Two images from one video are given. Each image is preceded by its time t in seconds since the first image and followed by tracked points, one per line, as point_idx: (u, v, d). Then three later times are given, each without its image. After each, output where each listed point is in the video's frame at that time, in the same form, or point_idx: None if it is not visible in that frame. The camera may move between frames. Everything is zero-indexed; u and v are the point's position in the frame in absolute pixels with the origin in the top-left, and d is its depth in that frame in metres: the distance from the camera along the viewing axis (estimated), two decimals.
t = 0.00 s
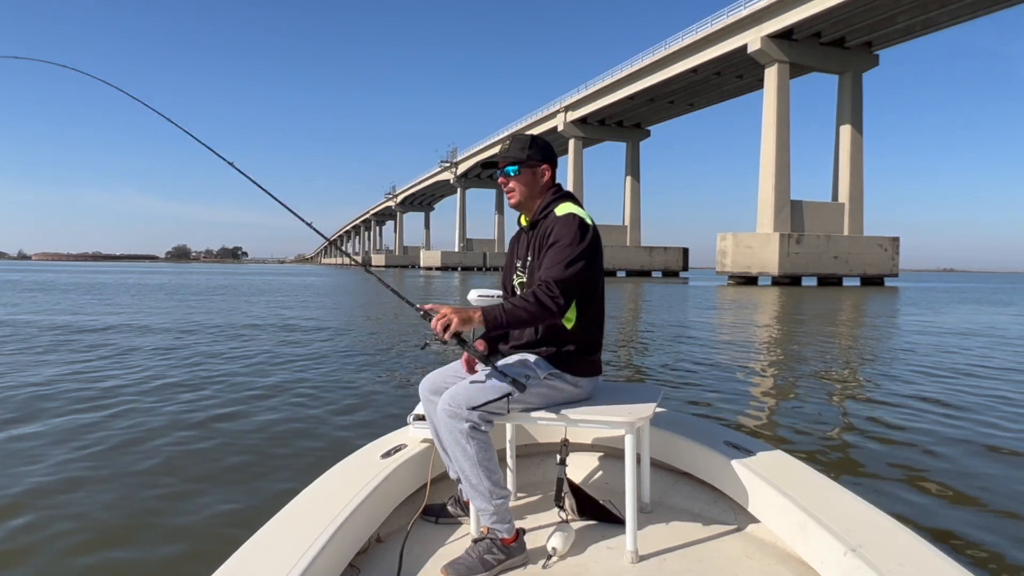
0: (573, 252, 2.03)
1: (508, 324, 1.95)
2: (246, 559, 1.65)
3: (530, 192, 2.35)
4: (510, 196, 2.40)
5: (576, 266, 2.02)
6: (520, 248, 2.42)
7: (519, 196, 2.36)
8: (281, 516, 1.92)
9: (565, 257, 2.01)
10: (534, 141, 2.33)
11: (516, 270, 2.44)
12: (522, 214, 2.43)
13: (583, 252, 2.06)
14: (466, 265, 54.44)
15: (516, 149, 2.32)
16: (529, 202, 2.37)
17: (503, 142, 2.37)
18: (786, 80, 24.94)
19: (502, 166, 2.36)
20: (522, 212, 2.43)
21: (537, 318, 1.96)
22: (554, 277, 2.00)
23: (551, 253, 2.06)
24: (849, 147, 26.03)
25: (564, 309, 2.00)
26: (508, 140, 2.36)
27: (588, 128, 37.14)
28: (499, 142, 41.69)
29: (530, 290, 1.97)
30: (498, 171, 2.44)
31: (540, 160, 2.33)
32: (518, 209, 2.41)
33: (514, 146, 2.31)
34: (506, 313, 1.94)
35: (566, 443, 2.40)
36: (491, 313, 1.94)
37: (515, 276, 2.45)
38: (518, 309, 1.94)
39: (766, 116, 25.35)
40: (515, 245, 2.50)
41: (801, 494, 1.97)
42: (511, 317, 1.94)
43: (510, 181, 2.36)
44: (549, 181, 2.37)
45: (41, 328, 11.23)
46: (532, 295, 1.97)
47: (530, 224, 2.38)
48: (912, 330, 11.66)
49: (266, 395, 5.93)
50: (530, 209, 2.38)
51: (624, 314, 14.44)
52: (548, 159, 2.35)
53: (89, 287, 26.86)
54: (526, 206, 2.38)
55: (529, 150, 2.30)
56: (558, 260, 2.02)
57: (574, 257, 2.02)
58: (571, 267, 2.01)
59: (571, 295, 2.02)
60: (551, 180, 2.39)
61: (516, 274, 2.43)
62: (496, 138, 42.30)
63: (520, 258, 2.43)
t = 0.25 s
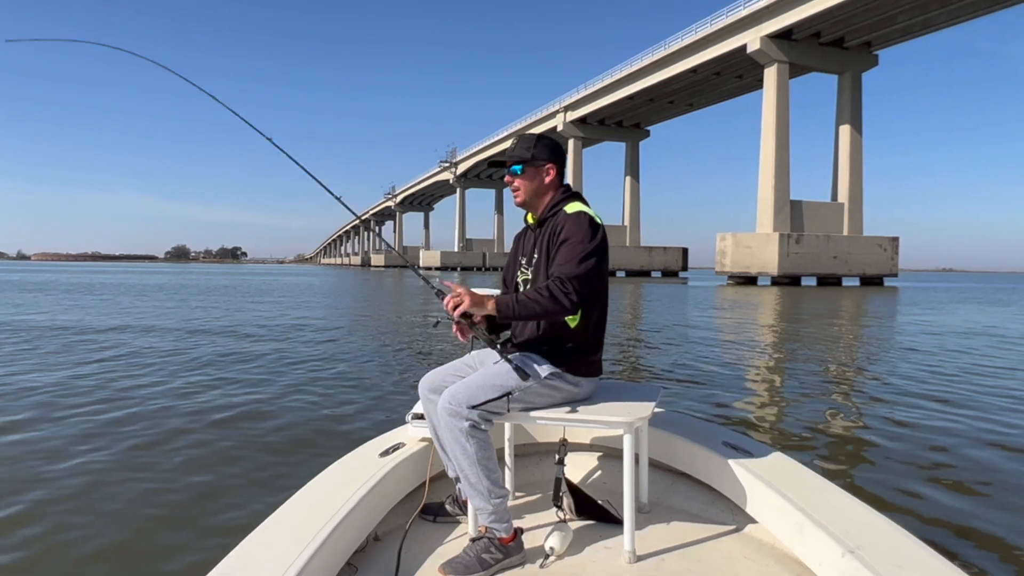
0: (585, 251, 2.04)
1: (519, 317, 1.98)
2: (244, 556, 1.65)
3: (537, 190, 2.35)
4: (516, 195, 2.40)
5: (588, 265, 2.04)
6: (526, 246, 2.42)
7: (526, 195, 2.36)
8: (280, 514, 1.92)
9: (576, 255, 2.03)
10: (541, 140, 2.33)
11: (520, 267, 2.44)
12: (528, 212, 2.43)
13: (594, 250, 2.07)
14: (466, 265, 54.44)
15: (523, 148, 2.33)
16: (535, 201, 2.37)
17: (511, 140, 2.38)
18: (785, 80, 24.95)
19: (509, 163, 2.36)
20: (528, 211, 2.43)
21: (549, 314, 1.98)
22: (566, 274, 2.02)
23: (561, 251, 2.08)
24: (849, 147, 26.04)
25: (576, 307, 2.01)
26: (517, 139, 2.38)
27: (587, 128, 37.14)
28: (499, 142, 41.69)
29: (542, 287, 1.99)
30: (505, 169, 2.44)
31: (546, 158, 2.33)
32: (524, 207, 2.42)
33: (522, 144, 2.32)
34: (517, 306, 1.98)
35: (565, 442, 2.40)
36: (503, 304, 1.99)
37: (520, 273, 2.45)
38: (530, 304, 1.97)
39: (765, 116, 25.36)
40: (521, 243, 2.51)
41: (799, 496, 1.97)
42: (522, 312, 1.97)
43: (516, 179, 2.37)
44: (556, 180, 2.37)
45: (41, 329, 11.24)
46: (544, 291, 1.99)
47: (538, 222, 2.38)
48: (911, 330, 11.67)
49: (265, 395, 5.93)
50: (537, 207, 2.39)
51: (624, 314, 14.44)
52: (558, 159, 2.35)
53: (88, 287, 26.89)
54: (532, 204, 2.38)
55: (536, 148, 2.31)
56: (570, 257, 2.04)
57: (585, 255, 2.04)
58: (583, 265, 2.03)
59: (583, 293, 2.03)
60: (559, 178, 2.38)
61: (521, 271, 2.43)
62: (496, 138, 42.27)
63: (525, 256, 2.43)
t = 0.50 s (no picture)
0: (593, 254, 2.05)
1: (539, 327, 1.99)
2: (239, 552, 1.65)
3: (545, 190, 2.36)
4: (525, 195, 2.41)
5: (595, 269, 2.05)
6: (530, 244, 2.43)
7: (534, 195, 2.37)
8: (275, 510, 1.92)
9: (588, 260, 2.04)
10: (551, 141, 2.35)
11: (523, 264, 2.44)
12: (534, 211, 2.44)
13: (605, 254, 2.10)
14: (465, 266, 54.40)
15: (535, 150, 2.37)
16: (542, 200, 2.37)
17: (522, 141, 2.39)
18: (784, 80, 24.98)
19: (524, 165, 2.39)
20: (534, 210, 2.44)
21: (566, 321, 2.00)
22: (580, 280, 2.03)
23: (572, 254, 2.08)
24: (848, 147, 26.06)
25: (592, 313, 2.04)
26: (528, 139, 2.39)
27: (586, 128, 37.15)
28: (498, 142, 41.68)
29: (559, 293, 2.00)
30: (517, 169, 2.46)
31: (555, 159, 2.34)
32: (531, 206, 2.43)
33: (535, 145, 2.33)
34: (538, 315, 1.98)
35: (562, 442, 2.40)
36: (523, 314, 1.98)
37: (522, 271, 2.45)
38: (548, 311, 1.98)
39: (764, 116, 25.39)
40: (525, 241, 2.51)
41: (794, 499, 1.97)
42: (541, 320, 1.98)
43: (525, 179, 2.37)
44: (563, 181, 2.38)
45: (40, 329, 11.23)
46: (561, 298, 2.00)
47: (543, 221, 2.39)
48: (910, 330, 11.68)
49: (263, 395, 5.93)
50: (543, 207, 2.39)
51: (623, 314, 14.44)
52: (567, 161, 2.37)
53: (86, 288, 26.84)
54: (539, 204, 2.39)
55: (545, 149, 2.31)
56: (582, 262, 2.05)
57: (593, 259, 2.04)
58: (595, 269, 2.05)
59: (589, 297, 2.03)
60: (566, 180, 2.39)
61: (523, 268, 2.43)
62: (495, 138, 42.27)
63: (528, 254, 2.43)
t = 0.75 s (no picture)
0: (599, 257, 2.06)
1: (549, 330, 2.02)
2: (236, 550, 1.65)
3: (548, 191, 2.36)
4: (528, 195, 2.41)
5: (602, 273, 2.06)
6: (533, 243, 2.43)
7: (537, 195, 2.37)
8: (272, 508, 1.92)
9: (595, 264, 2.05)
10: (553, 142, 2.34)
11: (526, 264, 2.45)
12: (537, 211, 2.44)
13: (610, 257, 2.11)
14: (464, 266, 54.35)
15: (537, 150, 2.36)
16: (545, 200, 2.37)
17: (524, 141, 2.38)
18: (783, 80, 24.99)
19: (525, 167, 2.39)
20: (537, 210, 2.44)
21: (576, 326, 2.03)
22: (588, 284, 2.05)
23: (579, 257, 2.09)
24: (847, 147, 26.08)
25: (601, 316, 2.06)
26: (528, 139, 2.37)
27: (586, 128, 37.15)
28: (497, 142, 41.66)
29: (569, 299, 2.02)
30: (519, 170, 2.45)
31: (557, 159, 2.33)
32: (533, 207, 2.43)
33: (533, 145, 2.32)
34: (549, 319, 2.01)
35: (559, 442, 2.40)
36: (534, 317, 2.01)
37: (525, 270, 2.47)
38: (558, 316, 2.01)
39: (763, 116, 25.39)
40: (528, 241, 2.53)
41: (792, 501, 1.97)
42: (552, 323, 2.01)
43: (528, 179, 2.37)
44: (565, 181, 2.38)
45: (37, 329, 11.21)
46: (571, 303, 2.02)
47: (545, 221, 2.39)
48: (909, 330, 11.69)
49: (262, 394, 5.93)
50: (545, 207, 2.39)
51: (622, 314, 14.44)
52: (567, 160, 2.36)
53: (84, 288, 26.78)
54: (542, 204, 2.39)
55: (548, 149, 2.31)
56: (588, 266, 2.06)
57: (598, 262, 2.06)
58: (603, 273, 2.06)
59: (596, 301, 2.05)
60: (568, 179, 2.39)
61: (527, 269, 2.44)
62: (494, 137, 42.28)
63: (531, 253, 2.44)
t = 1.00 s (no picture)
0: (602, 260, 2.06)
1: (549, 328, 2.05)
2: (236, 550, 1.65)
3: (552, 191, 2.36)
4: (532, 195, 2.41)
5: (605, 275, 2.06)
6: (537, 243, 2.44)
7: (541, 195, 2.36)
8: (273, 508, 1.92)
9: (598, 267, 2.05)
10: (557, 141, 2.33)
11: (530, 263, 2.46)
12: (541, 211, 2.44)
13: (614, 259, 2.10)
14: (463, 266, 54.35)
15: (541, 150, 2.36)
16: (550, 201, 2.37)
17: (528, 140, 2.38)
18: (783, 80, 25.00)
19: (529, 167, 2.39)
20: (541, 210, 2.44)
21: (577, 327, 2.04)
22: (591, 287, 2.05)
23: (582, 258, 2.09)
24: (846, 147, 26.10)
25: (603, 319, 2.06)
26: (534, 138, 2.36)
27: (585, 128, 37.15)
28: (496, 142, 41.66)
29: (571, 300, 2.03)
30: (522, 170, 2.45)
31: (562, 160, 2.33)
32: (538, 207, 2.43)
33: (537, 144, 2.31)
34: (550, 318, 2.03)
35: (560, 441, 2.40)
36: (534, 315, 2.03)
37: (528, 269, 2.47)
38: (559, 316, 2.02)
39: (763, 116, 25.40)
40: (532, 239, 2.53)
41: (792, 501, 1.97)
42: (553, 322, 2.03)
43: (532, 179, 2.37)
44: (570, 181, 2.37)
45: (37, 330, 11.20)
46: (572, 304, 2.03)
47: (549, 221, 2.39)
48: (909, 330, 11.70)
49: (262, 395, 5.93)
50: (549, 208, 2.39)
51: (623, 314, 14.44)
52: (573, 160, 2.35)
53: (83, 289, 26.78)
54: (546, 205, 2.39)
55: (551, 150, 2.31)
56: (591, 268, 2.06)
57: (601, 265, 2.05)
58: (606, 275, 2.06)
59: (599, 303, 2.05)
60: (573, 180, 2.39)
61: (530, 268, 2.45)
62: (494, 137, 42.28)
63: (535, 253, 2.45)
